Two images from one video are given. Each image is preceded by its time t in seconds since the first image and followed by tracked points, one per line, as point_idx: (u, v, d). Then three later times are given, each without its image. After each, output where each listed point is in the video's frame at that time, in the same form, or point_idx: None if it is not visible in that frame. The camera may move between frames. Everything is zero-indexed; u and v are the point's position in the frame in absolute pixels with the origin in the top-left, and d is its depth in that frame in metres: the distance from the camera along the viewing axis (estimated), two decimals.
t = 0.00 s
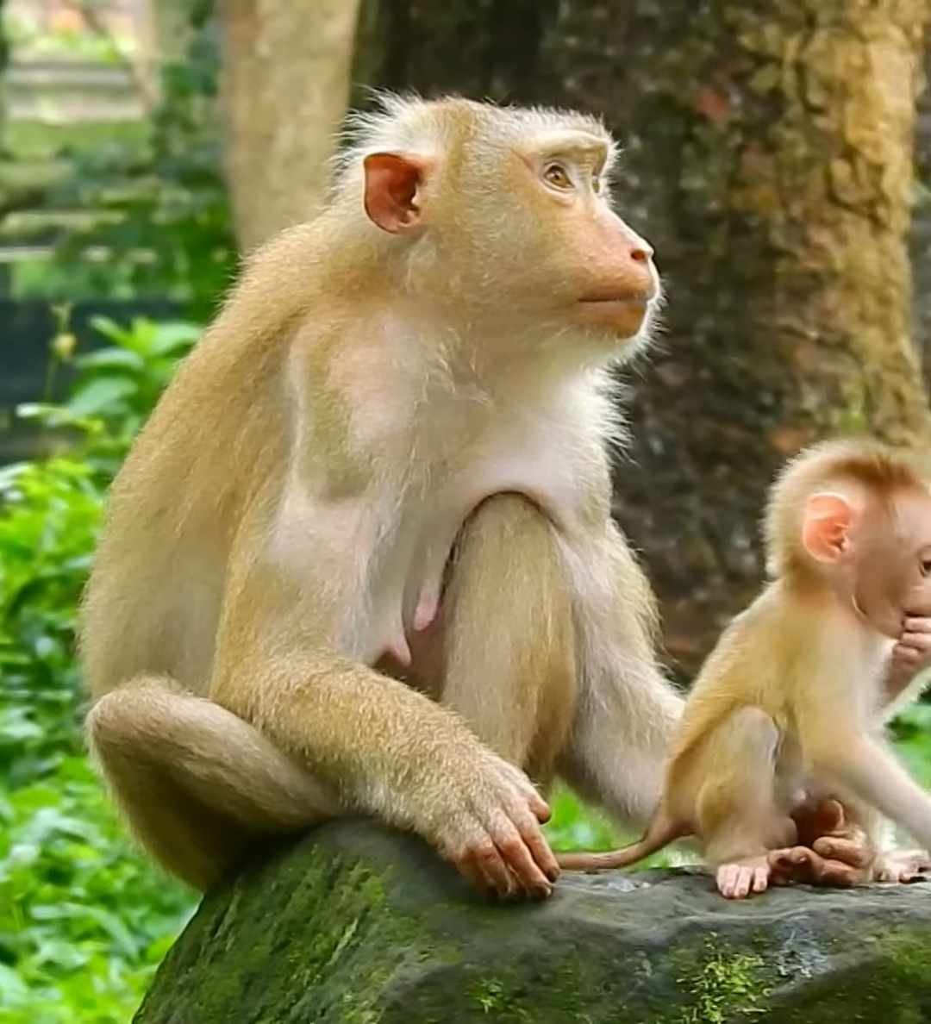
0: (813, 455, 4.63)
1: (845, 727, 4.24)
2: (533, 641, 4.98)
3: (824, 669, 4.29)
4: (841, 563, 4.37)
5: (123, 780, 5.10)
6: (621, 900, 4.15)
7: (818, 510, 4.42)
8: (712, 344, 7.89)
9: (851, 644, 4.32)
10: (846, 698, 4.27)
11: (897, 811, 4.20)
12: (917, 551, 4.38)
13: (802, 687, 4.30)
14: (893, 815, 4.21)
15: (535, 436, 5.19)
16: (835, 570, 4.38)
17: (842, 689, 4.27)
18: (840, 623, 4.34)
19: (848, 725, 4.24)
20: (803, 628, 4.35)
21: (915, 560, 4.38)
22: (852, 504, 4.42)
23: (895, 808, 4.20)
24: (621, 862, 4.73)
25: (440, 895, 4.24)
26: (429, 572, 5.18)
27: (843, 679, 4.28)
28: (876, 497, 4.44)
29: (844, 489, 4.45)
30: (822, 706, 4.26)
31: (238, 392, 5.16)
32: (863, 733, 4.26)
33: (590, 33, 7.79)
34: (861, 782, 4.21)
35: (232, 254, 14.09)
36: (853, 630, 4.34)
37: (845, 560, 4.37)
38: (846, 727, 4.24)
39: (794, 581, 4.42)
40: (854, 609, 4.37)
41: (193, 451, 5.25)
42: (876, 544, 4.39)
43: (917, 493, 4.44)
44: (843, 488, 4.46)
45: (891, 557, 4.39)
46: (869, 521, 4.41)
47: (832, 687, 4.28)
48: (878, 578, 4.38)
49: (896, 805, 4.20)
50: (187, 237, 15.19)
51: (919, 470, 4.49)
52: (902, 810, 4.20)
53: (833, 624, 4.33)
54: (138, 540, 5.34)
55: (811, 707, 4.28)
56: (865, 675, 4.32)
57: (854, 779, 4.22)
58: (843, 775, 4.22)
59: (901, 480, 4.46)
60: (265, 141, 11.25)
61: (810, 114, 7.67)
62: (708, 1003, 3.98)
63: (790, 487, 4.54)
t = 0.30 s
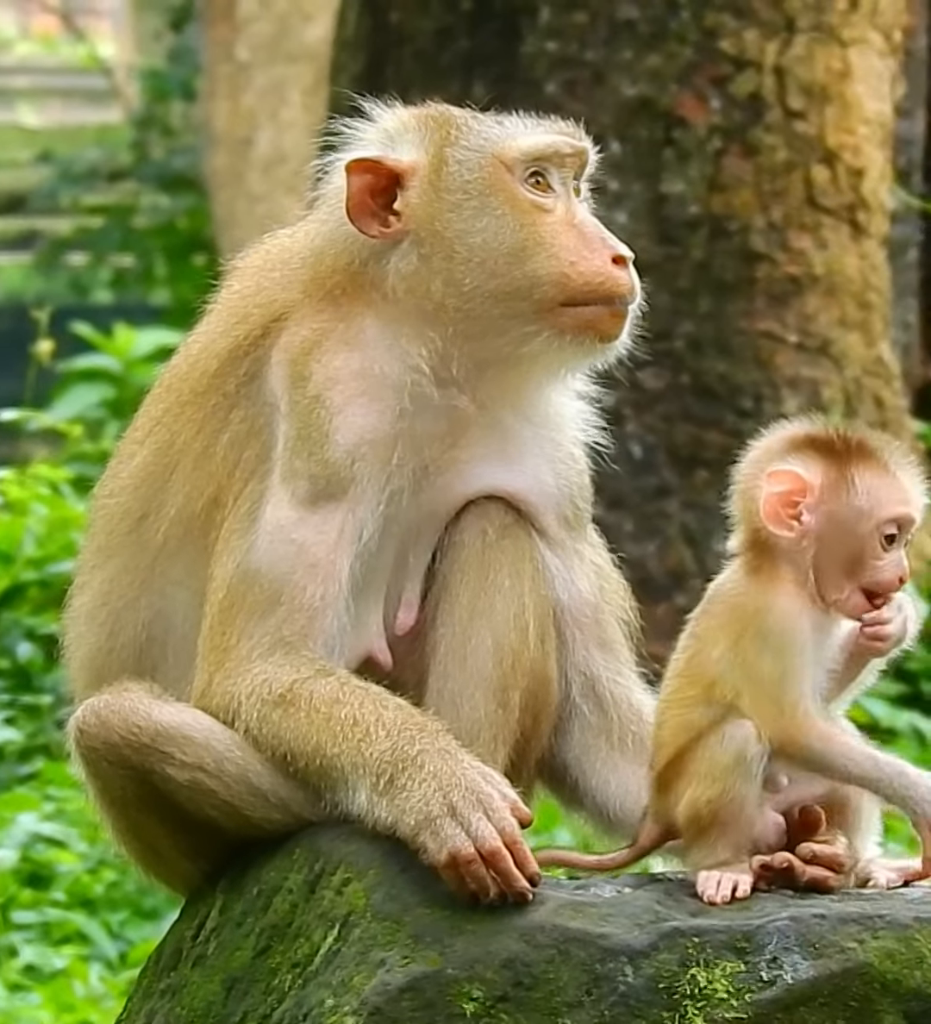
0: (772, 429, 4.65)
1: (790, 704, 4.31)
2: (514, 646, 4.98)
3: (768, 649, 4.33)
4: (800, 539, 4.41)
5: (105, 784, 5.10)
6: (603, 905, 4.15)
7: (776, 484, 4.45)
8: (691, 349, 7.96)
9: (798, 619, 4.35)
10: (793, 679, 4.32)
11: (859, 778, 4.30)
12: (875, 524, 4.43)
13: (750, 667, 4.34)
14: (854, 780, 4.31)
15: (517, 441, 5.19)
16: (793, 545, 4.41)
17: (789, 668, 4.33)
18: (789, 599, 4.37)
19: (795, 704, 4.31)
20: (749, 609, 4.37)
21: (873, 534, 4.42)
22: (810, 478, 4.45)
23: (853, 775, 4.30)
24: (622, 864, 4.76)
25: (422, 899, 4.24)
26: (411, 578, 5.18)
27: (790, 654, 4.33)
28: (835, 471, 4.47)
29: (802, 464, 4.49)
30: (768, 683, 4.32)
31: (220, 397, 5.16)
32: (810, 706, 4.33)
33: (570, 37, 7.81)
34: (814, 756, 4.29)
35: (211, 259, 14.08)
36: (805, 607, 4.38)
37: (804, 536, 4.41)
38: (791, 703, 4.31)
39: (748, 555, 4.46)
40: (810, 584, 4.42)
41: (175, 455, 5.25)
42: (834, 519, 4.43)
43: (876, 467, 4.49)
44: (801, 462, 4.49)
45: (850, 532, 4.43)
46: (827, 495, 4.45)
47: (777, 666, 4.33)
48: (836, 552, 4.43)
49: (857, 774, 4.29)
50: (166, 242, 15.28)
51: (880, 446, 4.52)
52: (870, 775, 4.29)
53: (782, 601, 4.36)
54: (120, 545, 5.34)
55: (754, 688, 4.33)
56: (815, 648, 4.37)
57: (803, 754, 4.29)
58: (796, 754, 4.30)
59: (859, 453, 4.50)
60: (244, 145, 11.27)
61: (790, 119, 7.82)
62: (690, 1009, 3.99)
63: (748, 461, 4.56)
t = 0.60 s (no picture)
0: (763, 446, 4.73)
1: (770, 671, 4.34)
2: (504, 650, 4.99)
3: (743, 632, 4.38)
4: (787, 547, 4.47)
5: (94, 789, 5.10)
6: (593, 909, 4.15)
7: (763, 494, 4.53)
8: (680, 354, 7.97)
9: (772, 597, 4.41)
10: (771, 650, 4.36)
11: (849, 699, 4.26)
12: (863, 532, 4.48)
13: (730, 656, 4.37)
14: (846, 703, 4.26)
15: (506, 445, 5.20)
16: (780, 551, 4.48)
17: (767, 643, 4.36)
18: (762, 581, 4.44)
19: (773, 670, 4.34)
20: (721, 599, 4.41)
21: (861, 541, 4.47)
22: (798, 487, 4.53)
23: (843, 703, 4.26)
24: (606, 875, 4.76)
25: (411, 904, 4.24)
26: (400, 582, 5.18)
27: (768, 629, 4.38)
28: (824, 482, 4.54)
29: (791, 474, 4.56)
30: (748, 664, 4.35)
31: (209, 401, 5.16)
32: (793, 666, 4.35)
33: (558, 41, 7.84)
34: (798, 708, 4.30)
35: (200, 263, 14.07)
36: (790, 608, 4.43)
37: (792, 543, 4.48)
38: (772, 670, 4.34)
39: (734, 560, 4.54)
40: (797, 590, 4.47)
41: (164, 460, 5.25)
42: (823, 526, 4.49)
43: (864, 477, 4.55)
44: (789, 473, 4.57)
45: (839, 540, 4.48)
46: (816, 504, 4.51)
47: (757, 645, 4.36)
48: (824, 560, 4.48)
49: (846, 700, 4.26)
50: (153, 246, 15.18)
51: (870, 460, 4.60)
52: (859, 688, 4.25)
53: (758, 587, 4.42)
54: (109, 550, 5.34)
55: (732, 668, 4.36)
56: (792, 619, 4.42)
57: (787, 711, 4.31)
58: (781, 714, 4.31)
59: (848, 465, 4.58)
60: (231, 150, 11.28)
61: (778, 123, 7.85)
62: (679, 1013, 3.99)
63: (738, 475, 4.65)
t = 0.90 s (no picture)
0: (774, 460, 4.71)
1: (737, 659, 4.34)
2: (496, 653, 4.99)
3: (715, 628, 4.41)
4: (790, 561, 4.44)
5: (87, 792, 5.10)
6: (586, 912, 4.15)
7: (769, 507, 4.50)
8: (673, 356, 7.98)
9: (747, 592, 4.43)
10: (740, 636, 4.37)
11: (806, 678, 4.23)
12: (868, 549, 4.44)
13: (709, 647, 4.39)
14: (801, 686, 4.25)
15: (499, 448, 5.20)
16: (786, 564, 4.45)
17: (737, 630, 4.38)
18: (745, 579, 4.45)
19: (740, 652, 4.35)
20: (706, 601, 4.46)
21: (866, 559, 4.44)
22: (805, 502, 4.50)
23: (800, 680, 4.24)
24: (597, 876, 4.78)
25: (403, 906, 4.24)
26: (393, 585, 5.18)
27: (742, 622, 4.39)
28: (832, 497, 4.51)
29: (799, 488, 4.53)
30: (722, 654, 4.37)
31: (202, 405, 5.17)
32: (767, 653, 4.36)
33: (551, 44, 7.87)
34: (761, 690, 4.29)
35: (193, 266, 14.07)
36: (785, 624, 4.42)
37: (796, 557, 4.45)
38: (739, 654, 4.35)
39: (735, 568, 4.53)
40: (798, 604, 4.45)
41: (157, 463, 5.25)
42: (828, 542, 4.45)
43: (872, 495, 4.52)
44: (798, 487, 4.54)
45: (844, 556, 4.45)
46: (822, 519, 4.48)
47: (727, 637, 4.38)
48: (828, 576, 4.45)
49: (804, 678, 4.23)
50: (147, 249, 15.23)
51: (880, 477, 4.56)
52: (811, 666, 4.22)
53: (752, 595, 4.42)
54: (102, 552, 5.35)
55: (705, 660, 4.38)
56: (770, 610, 4.42)
57: (752, 695, 4.30)
58: (746, 697, 4.30)
59: (858, 482, 4.54)
60: (225, 153, 11.30)
61: (771, 126, 7.89)
62: (672, 1016, 3.98)
63: (749, 485, 4.62)
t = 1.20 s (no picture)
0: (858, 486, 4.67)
1: (775, 642, 4.36)
2: (490, 654, 4.99)
3: (764, 605, 4.43)
4: (852, 592, 4.41)
5: (81, 794, 5.10)
6: (580, 913, 4.16)
7: (848, 534, 4.46)
8: (666, 357, 7.98)
9: (805, 591, 4.44)
10: (785, 621, 4.39)
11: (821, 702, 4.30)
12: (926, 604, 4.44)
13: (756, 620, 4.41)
14: (810, 704, 4.31)
15: (490, 449, 5.20)
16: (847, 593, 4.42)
17: (783, 614, 4.41)
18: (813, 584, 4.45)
19: (781, 634, 4.38)
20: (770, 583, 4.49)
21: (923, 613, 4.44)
22: (882, 538, 4.46)
23: (815, 696, 4.29)
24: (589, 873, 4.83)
25: (398, 908, 4.24)
26: (386, 586, 5.18)
27: (792, 610, 4.41)
28: (907, 540, 4.48)
29: (879, 523, 4.49)
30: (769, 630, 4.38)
31: (194, 406, 5.17)
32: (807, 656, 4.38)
33: (543, 45, 7.89)
34: (785, 686, 4.30)
35: (186, 268, 14.07)
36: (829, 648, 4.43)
37: (860, 589, 4.41)
38: (780, 640, 4.37)
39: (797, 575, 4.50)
40: (848, 633, 4.45)
41: (150, 465, 5.25)
42: (894, 583, 4.44)
43: None
44: (878, 521, 4.49)
45: (904, 603, 4.44)
46: (893, 560, 4.46)
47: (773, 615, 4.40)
48: (884, 617, 4.44)
49: (820, 700, 4.29)
50: (140, 253, 15.21)
51: None
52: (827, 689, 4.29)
53: (807, 606, 4.42)
54: (94, 554, 5.35)
55: (742, 621, 4.40)
56: (821, 621, 4.42)
57: (774, 684, 4.31)
58: (767, 682, 4.32)
59: None
60: (217, 156, 11.32)
61: (763, 127, 7.92)
62: (667, 1017, 3.98)
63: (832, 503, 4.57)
